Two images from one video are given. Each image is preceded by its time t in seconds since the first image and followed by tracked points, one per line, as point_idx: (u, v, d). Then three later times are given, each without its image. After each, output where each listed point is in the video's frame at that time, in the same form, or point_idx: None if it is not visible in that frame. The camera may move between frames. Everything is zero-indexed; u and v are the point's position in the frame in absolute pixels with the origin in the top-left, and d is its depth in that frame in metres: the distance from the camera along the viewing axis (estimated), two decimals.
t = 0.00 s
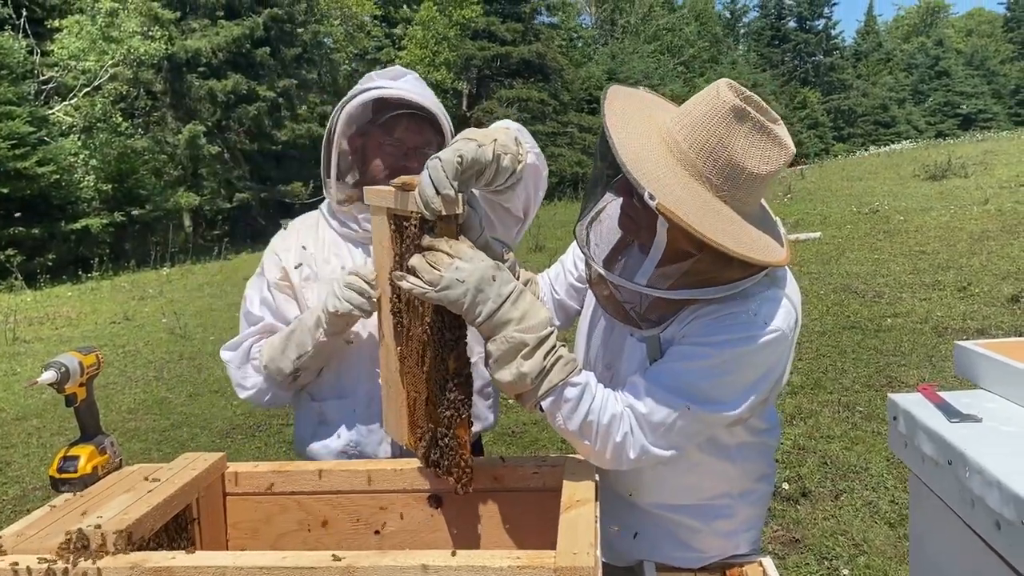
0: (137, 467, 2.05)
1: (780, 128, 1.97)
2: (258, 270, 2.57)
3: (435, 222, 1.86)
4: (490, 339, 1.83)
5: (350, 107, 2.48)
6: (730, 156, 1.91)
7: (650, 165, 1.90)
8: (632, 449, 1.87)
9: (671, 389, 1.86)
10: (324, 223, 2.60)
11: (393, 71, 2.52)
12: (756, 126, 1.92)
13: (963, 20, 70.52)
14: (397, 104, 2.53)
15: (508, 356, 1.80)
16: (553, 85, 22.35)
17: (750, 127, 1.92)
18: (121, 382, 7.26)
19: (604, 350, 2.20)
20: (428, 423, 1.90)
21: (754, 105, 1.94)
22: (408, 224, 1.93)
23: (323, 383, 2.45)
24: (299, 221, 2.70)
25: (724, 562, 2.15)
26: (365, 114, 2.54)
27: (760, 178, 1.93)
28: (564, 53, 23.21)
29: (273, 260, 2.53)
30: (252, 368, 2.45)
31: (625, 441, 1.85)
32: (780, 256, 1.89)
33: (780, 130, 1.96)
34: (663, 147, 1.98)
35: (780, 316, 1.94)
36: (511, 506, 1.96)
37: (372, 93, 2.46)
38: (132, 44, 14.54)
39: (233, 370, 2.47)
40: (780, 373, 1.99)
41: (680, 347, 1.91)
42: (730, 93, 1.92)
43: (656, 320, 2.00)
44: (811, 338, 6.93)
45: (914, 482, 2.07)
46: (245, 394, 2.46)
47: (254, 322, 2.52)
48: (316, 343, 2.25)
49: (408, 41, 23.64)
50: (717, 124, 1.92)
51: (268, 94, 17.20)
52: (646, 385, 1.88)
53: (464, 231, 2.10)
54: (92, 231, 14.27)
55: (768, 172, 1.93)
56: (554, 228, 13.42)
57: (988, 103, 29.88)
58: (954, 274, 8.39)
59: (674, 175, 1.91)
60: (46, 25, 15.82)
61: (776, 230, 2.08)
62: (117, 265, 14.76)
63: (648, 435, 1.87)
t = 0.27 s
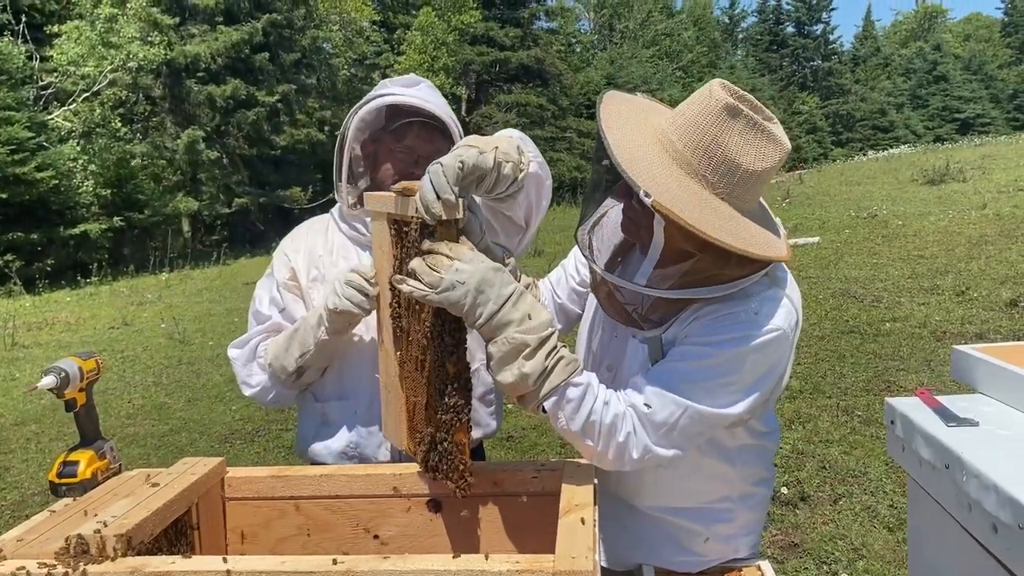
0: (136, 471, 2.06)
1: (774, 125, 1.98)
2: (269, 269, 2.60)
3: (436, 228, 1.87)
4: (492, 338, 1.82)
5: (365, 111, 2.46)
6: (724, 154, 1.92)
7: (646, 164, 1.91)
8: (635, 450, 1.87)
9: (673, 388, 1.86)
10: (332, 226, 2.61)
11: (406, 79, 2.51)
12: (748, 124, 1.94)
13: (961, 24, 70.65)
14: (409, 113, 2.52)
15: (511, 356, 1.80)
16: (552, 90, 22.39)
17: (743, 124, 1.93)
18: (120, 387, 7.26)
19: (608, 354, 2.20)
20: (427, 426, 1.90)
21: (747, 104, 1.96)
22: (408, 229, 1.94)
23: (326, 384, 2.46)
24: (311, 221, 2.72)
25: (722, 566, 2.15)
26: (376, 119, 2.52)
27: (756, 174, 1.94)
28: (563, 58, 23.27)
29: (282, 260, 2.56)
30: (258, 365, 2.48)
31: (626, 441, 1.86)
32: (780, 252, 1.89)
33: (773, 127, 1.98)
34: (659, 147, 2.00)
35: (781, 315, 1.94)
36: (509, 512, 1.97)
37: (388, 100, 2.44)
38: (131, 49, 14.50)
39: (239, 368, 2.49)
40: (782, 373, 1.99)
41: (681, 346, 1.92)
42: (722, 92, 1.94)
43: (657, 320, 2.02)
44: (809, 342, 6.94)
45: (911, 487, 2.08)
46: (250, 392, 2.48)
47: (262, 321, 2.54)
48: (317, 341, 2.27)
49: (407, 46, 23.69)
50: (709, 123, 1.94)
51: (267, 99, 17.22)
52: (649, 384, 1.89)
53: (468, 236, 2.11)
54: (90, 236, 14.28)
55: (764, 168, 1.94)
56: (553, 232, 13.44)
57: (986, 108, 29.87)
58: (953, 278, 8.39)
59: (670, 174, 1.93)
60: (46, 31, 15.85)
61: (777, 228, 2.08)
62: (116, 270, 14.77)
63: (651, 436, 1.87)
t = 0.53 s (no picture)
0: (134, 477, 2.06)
1: (769, 118, 1.97)
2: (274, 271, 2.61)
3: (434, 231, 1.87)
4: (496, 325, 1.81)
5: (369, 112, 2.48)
6: (721, 153, 1.92)
7: (643, 171, 1.93)
8: (637, 443, 1.87)
9: (677, 382, 1.87)
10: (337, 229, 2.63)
11: (407, 85, 2.54)
12: (742, 119, 1.93)
13: (959, 28, 70.76)
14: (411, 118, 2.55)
15: (512, 348, 1.79)
16: (550, 94, 22.43)
17: (737, 120, 1.93)
18: (119, 392, 7.25)
19: (612, 353, 2.22)
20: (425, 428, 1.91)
21: (740, 100, 1.96)
22: (408, 233, 1.95)
23: (327, 387, 2.47)
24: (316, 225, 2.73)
25: (718, 569, 2.16)
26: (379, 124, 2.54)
27: (756, 169, 1.93)
28: (561, 62, 23.33)
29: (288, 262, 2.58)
30: (260, 364, 2.46)
31: (629, 434, 1.86)
32: (789, 241, 1.88)
33: (769, 120, 1.97)
34: (655, 154, 2.01)
35: (786, 315, 1.94)
36: (506, 516, 1.97)
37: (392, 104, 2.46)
38: (130, 53, 14.49)
39: (242, 366, 2.47)
40: (785, 373, 1.99)
41: (686, 343, 1.93)
42: (711, 93, 1.95)
43: (662, 318, 2.04)
44: (808, 346, 6.94)
45: (907, 491, 2.09)
46: (253, 391, 2.46)
47: (267, 321, 2.54)
48: (319, 338, 2.27)
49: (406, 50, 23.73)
50: (702, 124, 1.95)
51: (266, 104, 17.23)
52: (654, 377, 1.90)
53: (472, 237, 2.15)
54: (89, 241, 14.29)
55: (764, 161, 1.93)
56: (552, 236, 13.46)
57: (984, 111, 29.86)
58: (951, 282, 8.40)
59: (668, 178, 1.94)
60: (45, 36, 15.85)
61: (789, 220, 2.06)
62: (115, 275, 14.77)
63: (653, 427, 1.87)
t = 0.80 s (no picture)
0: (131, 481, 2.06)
1: (761, 110, 1.97)
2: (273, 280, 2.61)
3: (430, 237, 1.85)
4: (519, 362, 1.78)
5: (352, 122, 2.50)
6: (716, 152, 1.92)
7: (641, 179, 1.94)
8: (652, 452, 1.88)
9: (694, 388, 1.86)
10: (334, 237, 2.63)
11: (389, 92, 2.55)
12: (732, 116, 1.93)
13: (957, 30, 70.84)
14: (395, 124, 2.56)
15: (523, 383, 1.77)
16: (549, 96, 22.44)
17: (728, 119, 1.93)
18: (117, 395, 7.25)
19: (618, 354, 2.22)
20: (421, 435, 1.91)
21: (729, 99, 1.96)
22: (405, 237, 1.95)
23: (328, 393, 2.46)
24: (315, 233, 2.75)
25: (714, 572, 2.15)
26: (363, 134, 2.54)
27: (754, 163, 1.92)
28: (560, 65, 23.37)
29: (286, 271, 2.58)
30: (263, 373, 2.46)
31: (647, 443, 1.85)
32: (795, 230, 1.88)
33: (762, 112, 1.97)
34: (652, 162, 2.02)
35: (797, 314, 1.94)
36: (503, 521, 1.97)
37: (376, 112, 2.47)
38: (128, 56, 14.48)
39: (245, 376, 2.47)
40: (796, 374, 2.00)
41: (700, 348, 1.92)
42: (698, 95, 1.96)
43: (676, 318, 2.04)
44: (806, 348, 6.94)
45: (904, 494, 2.09)
46: (256, 401, 2.45)
47: (268, 330, 2.54)
48: (319, 345, 2.27)
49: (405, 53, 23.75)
50: (691, 126, 1.95)
51: (264, 106, 17.23)
52: (669, 384, 1.89)
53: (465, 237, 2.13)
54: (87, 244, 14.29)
55: (761, 155, 1.93)
56: (551, 238, 13.47)
57: (982, 113, 29.86)
58: (949, 284, 8.41)
59: (667, 182, 1.95)
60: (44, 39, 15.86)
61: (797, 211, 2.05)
62: (113, 278, 14.76)
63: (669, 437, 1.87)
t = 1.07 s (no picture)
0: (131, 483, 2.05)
1: (763, 98, 1.98)
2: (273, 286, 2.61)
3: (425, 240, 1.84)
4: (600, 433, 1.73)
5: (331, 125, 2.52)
6: (724, 142, 1.92)
7: (652, 173, 1.94)
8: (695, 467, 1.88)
9: (731, 397, 1.87)
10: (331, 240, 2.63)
11: (373, 89, 2.54)
12: (738, 104, 1.94)
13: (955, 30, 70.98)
14: (379, 121, 2.55)
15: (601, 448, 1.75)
16: (548, 98, 22.45)
17: (734, 108, 1.94)
18: (116, 397, 7.24)
19: (626, 350, 2.18)
20: (423, 437, 1.90)
21: (733, 90, 1.97)
22: (404, 237, 1.94)
23: (330, 397, 2.45)
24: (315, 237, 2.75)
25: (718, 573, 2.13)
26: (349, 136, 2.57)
27: (763, 150, 1.93)
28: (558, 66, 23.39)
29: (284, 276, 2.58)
30: (265, 379, 2.46)
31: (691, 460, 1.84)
32: (806, 214, 1.90)
33: (764, 99, 1.98)
34: (661, 157, 2.02)
35: (817, 306, 1.97)
36: (505, 522, 1.96)
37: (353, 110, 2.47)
38: (127, 58, 14.46)
39: (248, 383, 2.47)
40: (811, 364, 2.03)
41: (729, 352, 1.92)
42: (703, 86, 1.97)
43: (695, 316, 2.04)
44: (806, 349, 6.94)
45: (906, 495, 2.08)
46: (261, 407, 2.45)
47: (269, 336, 2.53)
48: (321, 348, 2.25)
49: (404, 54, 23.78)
50: (699, 117, 1.96)
51: (263, 108, 17.23)
52: (704, 395, 1.86)
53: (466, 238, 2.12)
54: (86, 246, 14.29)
55: (770, 142, 1.94)
56: (551, 240, 13.48)
57: (981, 113, 29.87)
58: (948, 284, 8.41)
59: (678, 173, 1.94)
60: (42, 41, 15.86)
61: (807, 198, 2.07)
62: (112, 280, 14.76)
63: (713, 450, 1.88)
